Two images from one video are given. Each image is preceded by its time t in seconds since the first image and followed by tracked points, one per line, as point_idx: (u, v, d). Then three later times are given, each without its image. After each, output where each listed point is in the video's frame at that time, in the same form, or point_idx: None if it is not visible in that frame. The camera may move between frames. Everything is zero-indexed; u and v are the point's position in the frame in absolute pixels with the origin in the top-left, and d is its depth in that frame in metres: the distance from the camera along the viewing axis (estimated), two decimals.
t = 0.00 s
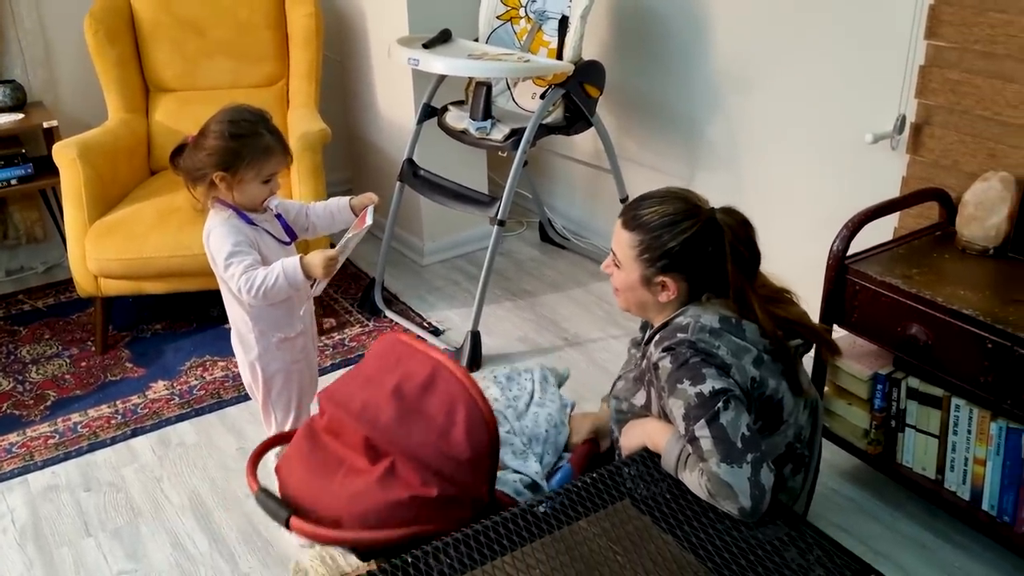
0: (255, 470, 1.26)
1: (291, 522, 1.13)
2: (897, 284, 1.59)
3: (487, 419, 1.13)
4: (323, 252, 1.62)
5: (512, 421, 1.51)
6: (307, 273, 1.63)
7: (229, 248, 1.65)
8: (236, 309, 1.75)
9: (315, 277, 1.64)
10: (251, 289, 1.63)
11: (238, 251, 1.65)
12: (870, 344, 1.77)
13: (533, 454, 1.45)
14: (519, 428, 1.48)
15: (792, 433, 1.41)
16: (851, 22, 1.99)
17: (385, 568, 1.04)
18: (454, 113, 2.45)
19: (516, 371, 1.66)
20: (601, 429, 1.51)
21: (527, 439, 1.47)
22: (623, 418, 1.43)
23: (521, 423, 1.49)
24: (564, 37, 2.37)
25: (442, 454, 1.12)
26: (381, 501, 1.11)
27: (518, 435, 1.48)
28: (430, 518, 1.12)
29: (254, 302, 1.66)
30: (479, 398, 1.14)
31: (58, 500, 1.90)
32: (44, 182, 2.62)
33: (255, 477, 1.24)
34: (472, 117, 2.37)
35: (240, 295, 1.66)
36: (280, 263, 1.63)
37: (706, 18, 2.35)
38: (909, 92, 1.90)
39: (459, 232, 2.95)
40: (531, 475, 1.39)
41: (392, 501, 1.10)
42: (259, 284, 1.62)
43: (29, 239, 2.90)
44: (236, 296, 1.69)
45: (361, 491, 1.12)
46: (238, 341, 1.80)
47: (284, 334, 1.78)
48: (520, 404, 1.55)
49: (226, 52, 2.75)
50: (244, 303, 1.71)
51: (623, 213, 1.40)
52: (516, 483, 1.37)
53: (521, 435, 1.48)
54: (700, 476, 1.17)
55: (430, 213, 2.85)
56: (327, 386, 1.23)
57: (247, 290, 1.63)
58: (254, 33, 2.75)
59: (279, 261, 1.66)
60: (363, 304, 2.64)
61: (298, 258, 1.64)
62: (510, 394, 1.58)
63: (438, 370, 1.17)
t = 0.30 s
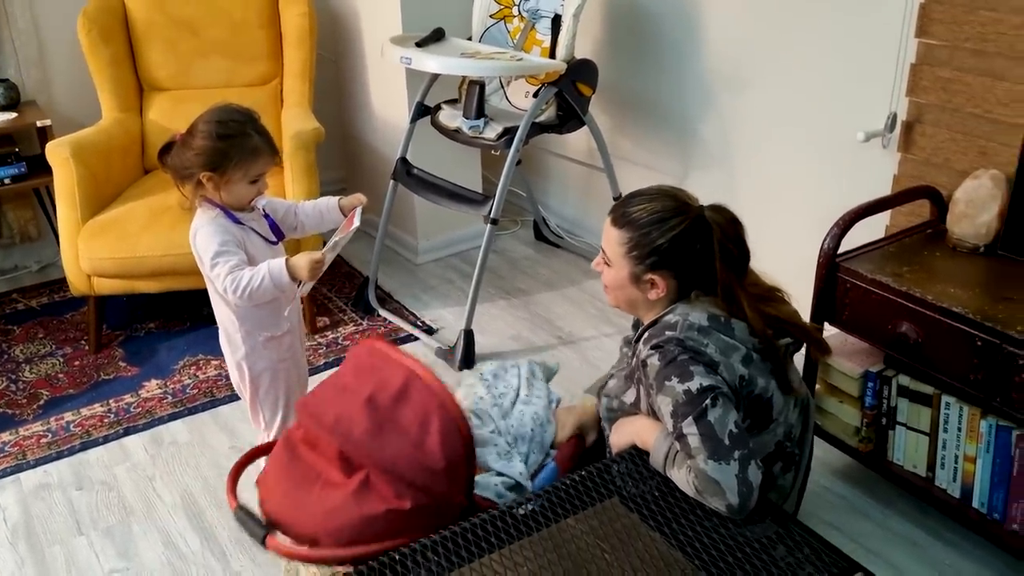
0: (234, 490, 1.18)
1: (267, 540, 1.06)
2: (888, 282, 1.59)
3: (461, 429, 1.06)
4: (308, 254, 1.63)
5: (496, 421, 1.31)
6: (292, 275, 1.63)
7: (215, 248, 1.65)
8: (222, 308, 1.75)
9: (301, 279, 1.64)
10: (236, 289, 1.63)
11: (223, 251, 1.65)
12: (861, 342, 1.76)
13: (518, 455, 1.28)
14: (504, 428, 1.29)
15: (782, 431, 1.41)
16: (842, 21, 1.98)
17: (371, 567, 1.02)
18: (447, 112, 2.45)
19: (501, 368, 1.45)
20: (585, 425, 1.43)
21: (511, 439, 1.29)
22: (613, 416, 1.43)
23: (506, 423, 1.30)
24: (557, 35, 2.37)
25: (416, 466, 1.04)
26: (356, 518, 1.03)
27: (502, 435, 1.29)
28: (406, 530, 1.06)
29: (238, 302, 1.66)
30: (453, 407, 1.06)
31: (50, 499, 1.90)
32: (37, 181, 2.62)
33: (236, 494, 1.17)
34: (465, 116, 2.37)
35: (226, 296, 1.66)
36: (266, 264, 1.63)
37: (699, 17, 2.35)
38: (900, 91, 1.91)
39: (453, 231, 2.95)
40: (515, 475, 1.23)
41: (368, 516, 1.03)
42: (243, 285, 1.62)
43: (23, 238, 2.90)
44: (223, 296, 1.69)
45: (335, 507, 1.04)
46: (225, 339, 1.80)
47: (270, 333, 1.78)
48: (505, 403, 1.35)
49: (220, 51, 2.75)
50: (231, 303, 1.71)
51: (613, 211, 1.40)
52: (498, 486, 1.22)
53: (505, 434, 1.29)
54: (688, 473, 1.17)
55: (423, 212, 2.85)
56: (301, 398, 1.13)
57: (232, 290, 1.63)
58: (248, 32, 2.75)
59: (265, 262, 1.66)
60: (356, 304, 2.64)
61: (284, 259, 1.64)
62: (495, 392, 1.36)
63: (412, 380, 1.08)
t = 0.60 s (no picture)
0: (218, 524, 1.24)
1: None
2: (889, 281, 1.59)
3: (427, 449, 1.08)
4: (306, 255, 1.62)
5: (470, 425, 1.34)
6: (290, 275, 1.62)
7: (214, 248, 1.65)
8: (221, 307, 1.74)
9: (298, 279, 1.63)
10: (234, 289, 1.62)
11: (221, 251, 1.65)
12: (861, 341, 1.77)
13: (498, 457, 1.31)
14: (478, 432, 1.32)
15: (784, 431, 1.41)
16: (843, 21, 1.99)
17: (374, 566, 1.03)
18: (448, 112, 2.45)
19: (473, 363, 1.46)
20: (570, 414, 1.42)
21: (488, 441, 1.32)
22: (614, 415, 1.43)
23: (480, 427, 1.33)
24: (557, 35, 2.38)
25: (384, 494, 1.08)
26: (333, 549, 1.09)
27: (478, 439, 1.32)
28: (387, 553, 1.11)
29: (236, 302, 1.66)
30: (414, 429, 1.09)
31: (51, 499, 1.90)
32: (37, 181, 2.62)
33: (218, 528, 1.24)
34: (466, 115, 2.36)
35: (224, 295, 1.66)
36: (264, 265, 1.63)
37: (699, 17, 2.36)
38: (901, 91, 1.91)
39: (454, 231, 2.95)
40: (497, 480, 1.25)
41: (343, 547, 1.08)
42: (242, 284, 1.62)
43: (23, 238, 2.90)
44: (221, 296, 1.69)
45: (312, 540, 1.10)
46: (224, 338, 1.80)
47: (270, 332, 1.78)
48: (478, 403, 1.37)
49: (219, 50, 2.75)
50: (231, 303, 1.70)
51: (615, 209, 1.40)
52: (482, 494, 1.24)
53: (481, 437, 1.32)
54: (690, 472, 1.17)
55: (423, 212, 2.85)
56: (273, 431, 1.19)
57: (230, 290, 1.63)
58: (247, 32, 2.75)
59: (263, 262, 1.65)
60: (357, 304, 2.64)
61: (282, 259, 1.64)
62: (466, 393, 1.39)
63: (373, 407, 1.12)
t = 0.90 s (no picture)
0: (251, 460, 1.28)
1: (289, 504, 1.13)
2: (893, 280, 1.59)
3: (487, 407, 1.15)
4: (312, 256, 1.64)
5: (514, 418, 1.51)
6: (296, 275, 1.63)
7: (219, 246, 1.65)
8: (225, 306, 1.74)
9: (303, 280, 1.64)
10: (239, 288, 1.62)
11: (227, 249, 1.65)
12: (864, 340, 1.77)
13: (533, 452, 1.44)
14: (520, 424, 1.48)
15: (788, 429, 1.41)
16: (846, 20, 1.99)
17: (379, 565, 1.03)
18: (450, 111, 2.45)
19: (519, 370, 1.67)
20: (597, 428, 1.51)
21: (528, 436, 1.47)
22: (619, 414, 1.43)
23: (523, 420, 1.49)
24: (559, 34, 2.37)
25: (440, 441, 1.13)
26: (379, 488, 1.12)
27: (518, 432, 1.47)
28: (426, 504, 1.13)
29: (241, 300, 1.66)
30: (479, 386, 1.16)
31: (54, 498, 1.89)
32: (39, 180, 2.62)
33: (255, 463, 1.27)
34: (468, 114, 2.36)
35: (228, 294, 1.66)
36: (269, 263, 1.63)
37: (701, 16, 2.36)
38: (904, 90, 1.91)
39: (454, 230, 2.95)
40: (528, 470, 1.39)
41: (390, 487, 1.11)
42: (247, 283, 1.62)
43: (24, 238, 2.90)
44: (226, 294, 1.69)
45: (358, 476, 1.13)
46: (228, 337, 1.80)
47: (274, 331, 1.78)
48: (523, 401, 1.57)
49: (221, 50, 2.75)
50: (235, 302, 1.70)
51: (618, 209, 1.40)
52: (513, 478, 1.36)
53: (521, 431, 1.47)
54: (695, 471, 1.17)
55: (426, 211, 2.85)
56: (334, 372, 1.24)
57: (235, 288, 1.63)
58: (249, 31, 2.75)
59: (268, 261, 1.65)
60: (359, 303, 2.64)
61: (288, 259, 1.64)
62: (512, 391, 1.58)
63: (441, 359, 1.19)
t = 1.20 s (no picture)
0: (229, 510, 1.26)
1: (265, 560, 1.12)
2: (893, 281, 1.59)
3: (447, 439, 1.05)
4: (313, 261, 1.63)
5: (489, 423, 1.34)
6: (297, 279, 1.62)
7: (220, 247, 1.65)
8: (227, 308, 1.74)
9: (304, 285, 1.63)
10: (240, 290, 1.62)
11: (228, 251, 1.65)
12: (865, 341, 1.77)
13: (513, 457, 1.31)
14: (497, 431, 1.32)
15: (789, 429, 1.41)
16: (846, 20, 1.99)
17: (381, 566, 1.02)
18: (450, 111, 2.44)
19: (494, 364, 1.47)
20: (582, 419, 1.41)
21: (506, 441, 1.32)
22: (619, 414, 1.43)
23: (499, 425, 1.33)
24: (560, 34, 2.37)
25: (403, 482, 1.05)
26: (348, 535, 1.07)
27: (496, 438, 1.32)
28: (402, 543, 1.09)
29: (242, 302, 1.66)
30: (436, 417, 1.06)
31: (54, 498, 1.89)
32: (39, 180, 2.61)
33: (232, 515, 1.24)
34: (468, 114, 2.36)
35: (230, 296, 1.66)
36: (271, 267, 1.63)
37: (701, 16, 2.36)
38: (905, 90, 1.91)
39: (454, 230, 2.95)
40: (510, 479, 1.25)
41: (358, 533, 1.07)
42: (248, 286, 1.62)
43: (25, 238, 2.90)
44: (226, 296, 1.69)
45: (327, 525, 1.08)
46: (229, 338, 1.79)
47: (276, 332, 1.78)
48: (497, 400, 1.39)
49: (221, 50, 2.75)
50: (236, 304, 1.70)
51: (617, 209, 1.40)
52: (494, 492, 1.24)
53: (498, 436, 1.32)
54: (696, 471, 1.17)
55: (425, 212, 2.85)
56: (292, 416, 1.17)
57: (236, 290, 1.63)
58: (249, 31, 2.75)
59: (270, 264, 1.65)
60: (359, 303, 2.64)
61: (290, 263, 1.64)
62: (487, 391, 1.39)
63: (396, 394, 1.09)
